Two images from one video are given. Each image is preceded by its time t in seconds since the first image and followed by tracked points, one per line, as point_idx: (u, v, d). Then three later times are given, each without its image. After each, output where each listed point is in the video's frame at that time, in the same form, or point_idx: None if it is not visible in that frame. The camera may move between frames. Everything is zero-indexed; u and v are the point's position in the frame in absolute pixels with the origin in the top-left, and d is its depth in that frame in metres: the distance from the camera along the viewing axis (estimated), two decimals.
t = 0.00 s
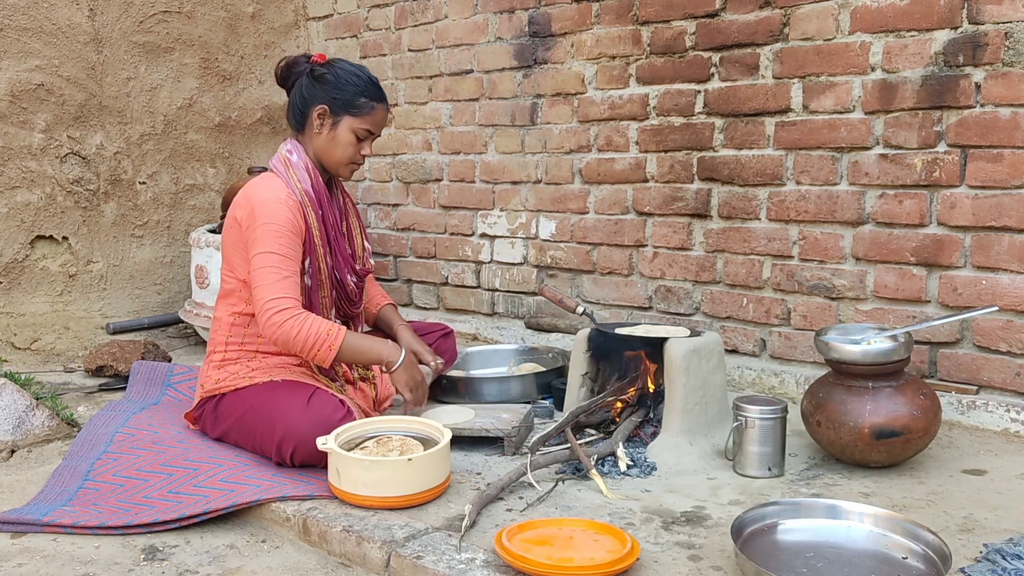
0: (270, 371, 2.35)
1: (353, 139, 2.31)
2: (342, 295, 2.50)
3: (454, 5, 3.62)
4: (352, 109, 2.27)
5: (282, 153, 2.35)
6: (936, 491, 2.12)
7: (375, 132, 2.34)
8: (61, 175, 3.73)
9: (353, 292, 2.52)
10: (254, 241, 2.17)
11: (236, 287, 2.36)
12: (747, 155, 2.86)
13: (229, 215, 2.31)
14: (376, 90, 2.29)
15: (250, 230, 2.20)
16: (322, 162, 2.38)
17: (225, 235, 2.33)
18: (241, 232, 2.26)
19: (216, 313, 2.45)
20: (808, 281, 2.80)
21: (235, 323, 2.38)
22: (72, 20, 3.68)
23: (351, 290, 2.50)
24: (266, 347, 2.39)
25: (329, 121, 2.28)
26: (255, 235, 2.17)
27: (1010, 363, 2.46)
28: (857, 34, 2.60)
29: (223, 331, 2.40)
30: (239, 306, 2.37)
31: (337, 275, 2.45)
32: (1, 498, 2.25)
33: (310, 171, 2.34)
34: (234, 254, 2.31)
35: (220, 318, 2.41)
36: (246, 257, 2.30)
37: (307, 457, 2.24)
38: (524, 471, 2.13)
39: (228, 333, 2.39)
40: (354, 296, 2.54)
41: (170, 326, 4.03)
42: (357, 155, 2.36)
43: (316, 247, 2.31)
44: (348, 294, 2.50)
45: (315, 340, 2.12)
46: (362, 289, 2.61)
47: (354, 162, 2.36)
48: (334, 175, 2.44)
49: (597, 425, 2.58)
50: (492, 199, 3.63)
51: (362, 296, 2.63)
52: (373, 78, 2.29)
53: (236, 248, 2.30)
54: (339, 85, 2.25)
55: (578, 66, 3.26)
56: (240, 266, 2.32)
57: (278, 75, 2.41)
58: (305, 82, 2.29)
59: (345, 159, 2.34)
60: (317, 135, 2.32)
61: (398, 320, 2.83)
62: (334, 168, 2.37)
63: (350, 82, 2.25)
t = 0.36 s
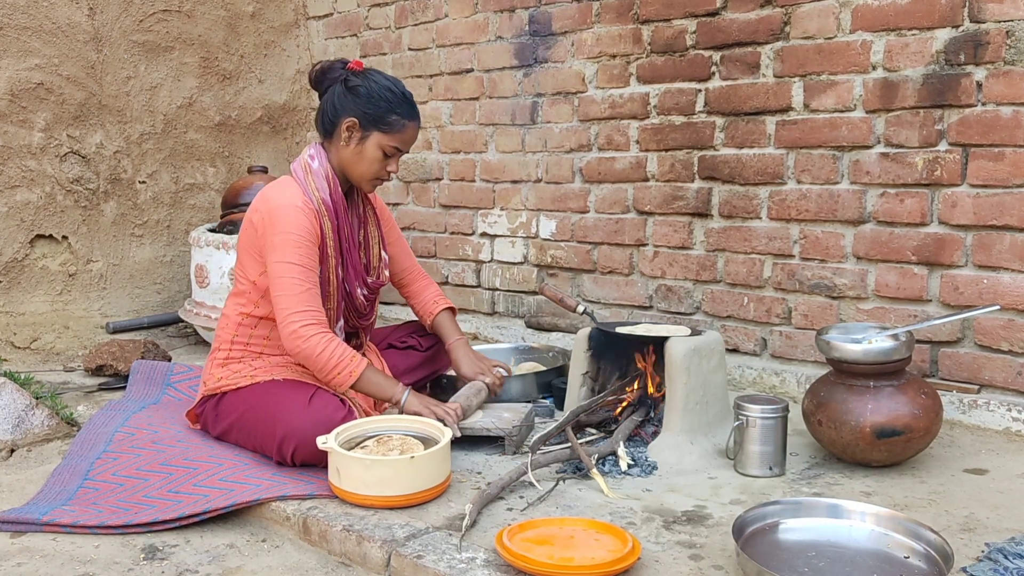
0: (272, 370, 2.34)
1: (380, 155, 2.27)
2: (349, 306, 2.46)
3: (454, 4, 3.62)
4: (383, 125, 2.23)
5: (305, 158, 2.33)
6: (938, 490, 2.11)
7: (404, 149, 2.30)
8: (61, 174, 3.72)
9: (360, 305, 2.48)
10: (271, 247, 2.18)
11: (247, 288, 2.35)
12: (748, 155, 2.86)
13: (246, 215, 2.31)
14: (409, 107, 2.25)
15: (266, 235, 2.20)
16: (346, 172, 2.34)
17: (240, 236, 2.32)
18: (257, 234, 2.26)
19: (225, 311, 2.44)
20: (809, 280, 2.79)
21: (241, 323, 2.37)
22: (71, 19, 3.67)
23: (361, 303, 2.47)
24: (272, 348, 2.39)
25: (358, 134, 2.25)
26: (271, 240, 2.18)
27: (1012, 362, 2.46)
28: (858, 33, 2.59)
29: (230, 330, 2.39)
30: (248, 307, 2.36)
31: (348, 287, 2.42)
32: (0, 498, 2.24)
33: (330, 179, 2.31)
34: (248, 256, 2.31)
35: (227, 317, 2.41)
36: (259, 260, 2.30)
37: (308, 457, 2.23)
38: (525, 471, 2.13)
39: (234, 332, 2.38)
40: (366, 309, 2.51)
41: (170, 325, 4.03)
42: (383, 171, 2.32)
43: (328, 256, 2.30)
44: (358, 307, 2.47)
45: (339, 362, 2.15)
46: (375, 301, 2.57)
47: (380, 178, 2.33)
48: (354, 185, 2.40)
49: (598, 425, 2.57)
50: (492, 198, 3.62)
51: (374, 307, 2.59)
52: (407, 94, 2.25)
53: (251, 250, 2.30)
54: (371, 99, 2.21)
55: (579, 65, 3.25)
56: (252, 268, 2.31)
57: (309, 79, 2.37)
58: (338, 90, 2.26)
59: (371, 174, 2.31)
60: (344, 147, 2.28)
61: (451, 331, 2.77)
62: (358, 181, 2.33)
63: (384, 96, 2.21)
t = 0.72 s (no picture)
0: (273, 369, 2.34)
1: (374, 146, 2.28)
2: (354, 298, 2.47)
3: (454, 4, 3.62)
4: (376, 116, 2.24)
5: (299, 154, 2.33)
6: (938, 490, 2.11)
7: (397, 141, 2.32)
8: (61, 174, 3.72)
9: (365, 297, 2.49)
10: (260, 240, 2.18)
11: (243, 285, 2.35)
12: (748, 154, 2.86)
13: (241, 212, 2.30)
14: (401, 98, 2.27)
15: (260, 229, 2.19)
16: (341, 166, 2.35)
17: (236, 233, 2.32)
18: (251, 228, 2.26)
19: (224, 310, 2.44)
20: (809, 280, 2.79)
21: (241, 321, 2.37)
22: (71, 19, 3.67)
23: (366, 294, 2.48)
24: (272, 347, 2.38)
25: (352, 126, 2.26)
26: (263, 234, 2.17)
27: (1012, 362, 2.46)
28: (858, 33, 2.59)
29: (229, 329, 2.38)
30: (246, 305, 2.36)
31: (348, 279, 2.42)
32: (0, 498, 2.24)
33: (325, 172, 2.32)
34: (242, 252, 2.31)
35: (227, 315, 2.40)
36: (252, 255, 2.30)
37: (308, 456, 2.23)
38: (525, 471, 2.13)
39: (234, 331, 2.37)
40: (370, 300, 2.52)
41: (170, 325, 4.03)
42: (377, 163, 2.33)
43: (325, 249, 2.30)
44: (362, 298, 2.48)
45: (310, 355, 2.20)
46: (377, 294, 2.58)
47: (374, 170, 2.34)
48: (350, 179, 2.41)
49: (598, 425, 2.57)
50: (493, 198, 3.63)
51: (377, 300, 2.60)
52: (400, 86, 2.26)
53: (244, 245, 2.29)
54: (364, 91, 2.22)
55: (578, 65, 3.25)
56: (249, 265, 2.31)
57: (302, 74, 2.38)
58: (331, 84, 2.27)
59: (365, 166, 2.32)
60: (338, 140, 2.29)
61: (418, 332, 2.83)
62: (353, 174, 2.34)
63: (377, 88, 2.22)
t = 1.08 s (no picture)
0: (272, 369, 2.34)
1: (339, 128, 2.32)
2: (343, 287, 2.49)
3: (454, 4, 3.63)
4: (333, 98, 2.29)
5: (272, 153, 2.33)
6: (937, 491, 2.12)
7: (358, 119, 2.37)
8: (61, 175, 3.72)
9: (354, 284, 2.51)
10: (275, 244, 2.17)
11: (238, 288, 2.35)
12: (748, 155, 2.86)
13: (227, 218, 2.29)
14: (352, 78, 2.32)
15: (262, 232, 2.19)
16: (311, 157, 2.38)
17: (226, 237, 2.31)
18: (248, 233, 2.25)
19: (215, 314, 2.44)
20: (809, 280, 2.80)
21: (235, 323, 2.38)
22: (71, 20, 3.68)
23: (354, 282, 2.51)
24: (267, 345, 2.39)
25: (313, 114, 2.30)
26: (274, 237, 2.17)
27: (1011, 362, 2.46)
28: (857, 34, 2.60)
29: (223, 332, 2.39)
30: (240, 306, 2.36)
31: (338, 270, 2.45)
32: (1, 498, 2.25)
33: (303, 167, 2.34)
34: (238, 257, 2.30)
35: (219, 319, 2.41)
36: (250, 259, 2.29)
37: (308, 456, 2.23)
38: (525, 471, 2.13)
39: (228, 332, 2.39)
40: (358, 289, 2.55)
41: (170, 325, 4.04)
42: (345, 145, 2.37)
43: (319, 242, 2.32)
44: (350, 286, 2.50)
45: (362, 346, 2.14)
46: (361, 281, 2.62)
47: (343, 153, 2.38)
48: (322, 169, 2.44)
49: (598, 425, 2.58)
50: (492, 199, 3.63)
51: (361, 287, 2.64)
52: (349, 67, 2.31)
53: (243, 250, 2.29)
54: (316, 76, 2.27)
55: (578, 66, 3.26)
56: (244, 268, 2.31)
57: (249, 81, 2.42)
58: (281, 79, 2.31)
59: (334, 150, 2.35)
60: (301, 130, 2.32)
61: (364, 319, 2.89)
62: (323, 161, 2.38)
63: (327, 72, 2.27)
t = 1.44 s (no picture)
0: (270, 373, 2.32)
1: (362, 148, 2.31)
2: (341, 301, 2.50)
3: (455, 8, 3.63)
4: (363, 119, 2.27)
5: (291, 158, 2.34)
6: (936, 495, 2.12)
7: (385, 143, 2.35)
8: (63, 177, 3.73)
9: (353, 301, 2.53)
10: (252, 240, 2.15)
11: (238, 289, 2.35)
12: (748, 159, 2.87)
13: (233, 216, 2.29)
14: (388, 102, 2.31)
15: (254, 231, 2.18)
16: (328, 168, 2.38)
17: (229, 236, 2.31)
18: (246, 233, 2.24)
19: (218, 315, 2.44)
20: (809, 284, 2.80)
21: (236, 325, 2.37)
22: (74, 23, 3.69)
23: (352, 297, 2.52)
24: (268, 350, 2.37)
25: (340, 129, 2.29)
26: (255, 234, 2.15)
27: (1011, 367, 2.46)
28: (858, 39, 2.60)
29: (224, 334, 2.38)
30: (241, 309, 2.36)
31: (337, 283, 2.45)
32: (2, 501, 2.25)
33: (317, 176, 2.33)
34: (237, 256, 2.30)
35: (221, 320, 2.40)
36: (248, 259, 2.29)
37: (308, 459, 2.23)
38: (525, 475, 2.14)
39: (229, 336, 2.37)
40: (357, 304, 2.55)
41: (171, 328, 4.04)
42: (365, 165, 2.36)
43: (317, 252, 2.32)
44: (348, 301, 2.51)
45: (297, 347, 2.11)
46: (363, 296, 2.61)
47: (362, 172, 2.37)
48: (339, 181, 2.44)
49: (598, 429, 2.58)
50: (493, 202, 3.63)
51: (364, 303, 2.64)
52: (387, 89, 2.30)
53: (240, 248, 2.28)
54: (352, 94, 2.26)
55: (579, 70, 3.26)
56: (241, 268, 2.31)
57: (291, 78, 2.41)
58: (319, 87, 2.29)
59: (353, 167, 2.34)
60: (326, 142, 2.31)
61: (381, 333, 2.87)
62: (341, 176, 2.37)
63: (364, 91, 2.25)
